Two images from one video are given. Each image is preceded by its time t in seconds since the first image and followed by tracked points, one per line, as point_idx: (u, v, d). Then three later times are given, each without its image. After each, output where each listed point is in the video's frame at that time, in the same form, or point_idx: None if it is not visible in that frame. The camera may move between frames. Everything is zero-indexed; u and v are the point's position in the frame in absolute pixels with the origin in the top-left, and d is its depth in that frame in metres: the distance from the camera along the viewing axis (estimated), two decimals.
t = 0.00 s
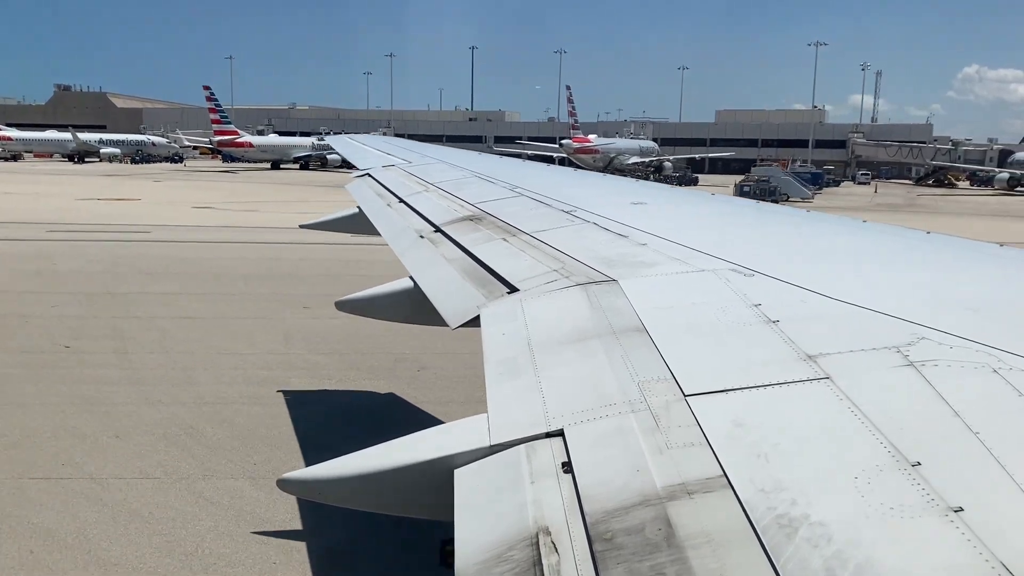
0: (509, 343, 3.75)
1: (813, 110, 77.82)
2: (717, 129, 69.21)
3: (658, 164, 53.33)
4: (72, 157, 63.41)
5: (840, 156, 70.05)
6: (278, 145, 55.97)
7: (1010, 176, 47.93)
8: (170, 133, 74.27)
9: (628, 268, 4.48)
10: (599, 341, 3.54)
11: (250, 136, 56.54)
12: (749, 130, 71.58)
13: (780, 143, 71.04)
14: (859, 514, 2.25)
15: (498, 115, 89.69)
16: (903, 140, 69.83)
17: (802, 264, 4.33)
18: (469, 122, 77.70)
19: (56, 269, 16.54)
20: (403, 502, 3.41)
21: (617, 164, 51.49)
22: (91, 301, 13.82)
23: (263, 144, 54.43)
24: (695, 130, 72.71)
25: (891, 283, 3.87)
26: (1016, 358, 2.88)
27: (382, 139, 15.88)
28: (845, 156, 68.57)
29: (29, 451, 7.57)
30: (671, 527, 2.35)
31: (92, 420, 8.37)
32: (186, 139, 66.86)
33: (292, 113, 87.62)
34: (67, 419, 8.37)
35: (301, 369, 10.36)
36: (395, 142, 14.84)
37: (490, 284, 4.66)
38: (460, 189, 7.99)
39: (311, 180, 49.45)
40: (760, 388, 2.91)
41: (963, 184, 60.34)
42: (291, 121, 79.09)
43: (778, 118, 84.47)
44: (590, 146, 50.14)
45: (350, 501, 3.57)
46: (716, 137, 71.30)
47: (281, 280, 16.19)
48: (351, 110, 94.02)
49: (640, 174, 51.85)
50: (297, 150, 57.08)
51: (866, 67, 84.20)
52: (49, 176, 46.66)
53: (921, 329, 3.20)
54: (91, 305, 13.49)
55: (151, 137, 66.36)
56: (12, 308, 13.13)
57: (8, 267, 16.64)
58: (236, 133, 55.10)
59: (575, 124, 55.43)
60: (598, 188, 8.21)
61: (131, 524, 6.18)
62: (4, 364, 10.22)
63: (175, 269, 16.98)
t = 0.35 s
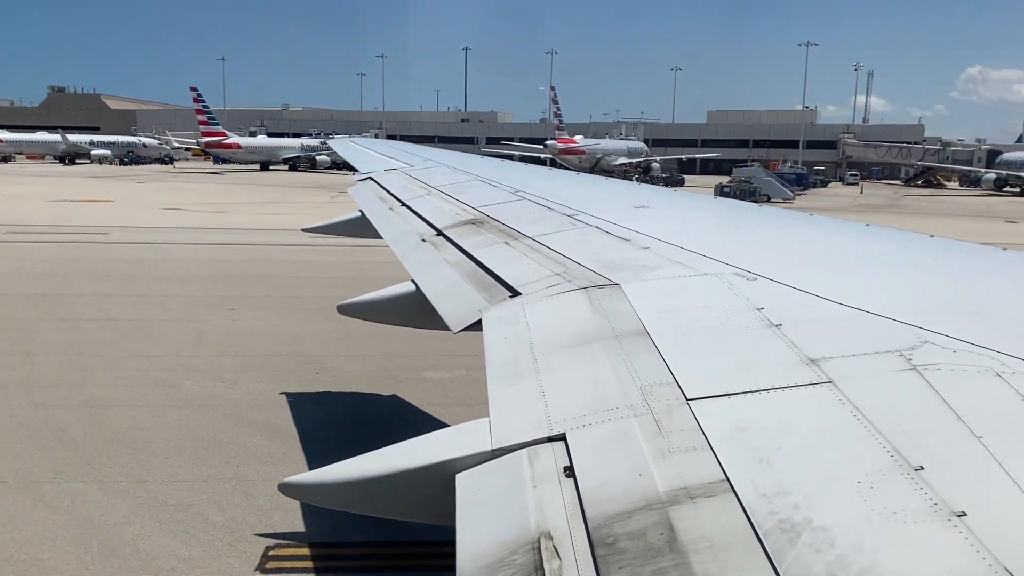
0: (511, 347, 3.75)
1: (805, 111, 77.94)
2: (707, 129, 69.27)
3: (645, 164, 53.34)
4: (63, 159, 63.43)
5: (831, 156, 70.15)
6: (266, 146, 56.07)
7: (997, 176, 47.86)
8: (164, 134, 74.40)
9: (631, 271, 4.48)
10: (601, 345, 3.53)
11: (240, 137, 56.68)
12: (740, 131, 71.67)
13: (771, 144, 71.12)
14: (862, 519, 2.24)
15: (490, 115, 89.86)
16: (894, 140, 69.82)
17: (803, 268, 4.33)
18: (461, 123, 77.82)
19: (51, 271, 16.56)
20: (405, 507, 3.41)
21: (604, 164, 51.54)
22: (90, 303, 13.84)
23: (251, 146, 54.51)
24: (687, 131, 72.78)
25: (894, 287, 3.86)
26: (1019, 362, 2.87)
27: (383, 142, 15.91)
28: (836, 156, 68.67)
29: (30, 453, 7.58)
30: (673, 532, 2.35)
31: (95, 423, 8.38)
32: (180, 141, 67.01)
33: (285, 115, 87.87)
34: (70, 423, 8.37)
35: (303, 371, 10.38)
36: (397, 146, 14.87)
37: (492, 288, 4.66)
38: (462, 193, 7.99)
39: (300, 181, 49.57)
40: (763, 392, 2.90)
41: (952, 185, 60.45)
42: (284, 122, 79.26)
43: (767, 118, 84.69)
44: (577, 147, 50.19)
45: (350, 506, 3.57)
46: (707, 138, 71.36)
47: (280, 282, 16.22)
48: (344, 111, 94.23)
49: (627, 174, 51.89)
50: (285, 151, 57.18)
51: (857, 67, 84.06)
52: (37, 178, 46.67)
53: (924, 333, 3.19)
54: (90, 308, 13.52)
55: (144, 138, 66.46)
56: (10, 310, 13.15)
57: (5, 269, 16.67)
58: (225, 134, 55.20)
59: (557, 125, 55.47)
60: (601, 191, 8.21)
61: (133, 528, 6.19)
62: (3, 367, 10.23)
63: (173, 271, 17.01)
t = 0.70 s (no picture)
0: (516, 352, 3.74)
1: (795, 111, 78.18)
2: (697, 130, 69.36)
3: (632, 165, 53.38)
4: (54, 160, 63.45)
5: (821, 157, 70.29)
6: (255, 146, 56.18)
7: (984, 176, 47.84)
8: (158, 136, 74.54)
9: (635, 275, 4.48)
10: (607, 350, 3.52)
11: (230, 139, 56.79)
12: (731, 132, 71.79)
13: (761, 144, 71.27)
14: (871, 524, 2.23)
15: (480, 116, 90.13)
16: (884, 140, 69.80)
17: (807, 272, 4.32)
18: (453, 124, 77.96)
19: (49, 273, 16.58)
20: (411, 512, 3.40)
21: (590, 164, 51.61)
22: (90, 305, 13.86)
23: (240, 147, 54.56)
24: (678, 131, 72.89)
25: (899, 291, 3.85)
26: None
27: (387, 147, 15.94)
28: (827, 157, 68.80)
29: (31, 456, 7.59)
30: (680, 538, 2.34)
31: (100, 426, 8.39)
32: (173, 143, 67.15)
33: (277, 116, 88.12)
34: (76, 425, 8.38)
35: (307, 373, 10.39)
36: (400, 150, 14.91)
37: (496, 292, 4.66)
38: (466, 197, 8.00)
39: (288, 181, 49.61)
40: (771, 397, 2.89)
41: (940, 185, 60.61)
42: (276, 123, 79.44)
43: (755, 119, 84.99)
44: (562, 147, 50.25)
45: (355, 511, 3.56)
46: (698, 138, 71.46)
47: (280, 284, 16.23)
48: (336, 112, 94.44)
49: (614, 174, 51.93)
50: (275, 152, 57.26)
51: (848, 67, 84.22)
52: (24, 177, 46.70)
53: (930, 338, 3.18)
54: (91, 310, 13.54)
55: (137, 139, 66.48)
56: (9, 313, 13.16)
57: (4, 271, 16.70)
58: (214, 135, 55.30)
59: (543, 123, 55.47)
60: (605, 195, 8.21)
61: (139, 532, 6.20)
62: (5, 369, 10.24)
63: (172, 272, 17.04)
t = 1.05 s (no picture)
0: (523, 351, 3.74)
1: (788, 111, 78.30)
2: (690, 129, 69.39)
3: (623, 164, 53.31)
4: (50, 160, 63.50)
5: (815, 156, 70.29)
6: (248, 146, 56.23)
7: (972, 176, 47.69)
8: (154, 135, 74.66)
9: (642, 275, 4.48)
10: (614, 350, 3.52)
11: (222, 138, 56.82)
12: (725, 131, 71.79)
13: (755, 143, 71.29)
14: (879, 525, 2.22)
15: (475, 115, 90.30)
16: (876, 141, 69.65)
17: (815, 272, 4.31)
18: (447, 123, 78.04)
19: (51, 272, 16.62)
20: (418, 511, 3.40)
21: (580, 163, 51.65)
22: (93, 304, 13.90)
23: (232, 146, 54.62)
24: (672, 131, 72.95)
25: (905, 291, 3.84)
26: None
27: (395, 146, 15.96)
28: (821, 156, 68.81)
29: (35, 455, 7.61)
30: (687, 538, 2.33)
31: (107, 424, 8.42)
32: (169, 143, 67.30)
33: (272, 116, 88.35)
34: (83, 425, 8.41)
35: (313, 372, 10.41)
36: (406, 150, 14.93)
37: (503, 291, 4.67)
38: (472, 197, 8.01)
39: (279, 181, 49.71)
40: (780, 397, 2.88)
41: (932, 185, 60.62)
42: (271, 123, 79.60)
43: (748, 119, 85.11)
44: (551, 146, 50.27)
45: (362, 510, 3.57)
46: (692, 138, 71.46)
47: (283, 283, 16.26)
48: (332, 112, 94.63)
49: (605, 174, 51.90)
50: (267, 151, 57.32)
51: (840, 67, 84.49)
52: (13, 176, 46.67)
53: (939, 337, 3.17)
54: (94, 308, 13.57)
55: (133, 138, 66.56)
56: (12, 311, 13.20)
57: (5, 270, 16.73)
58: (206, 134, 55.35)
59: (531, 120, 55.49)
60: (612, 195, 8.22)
61: (145, 531, 6.21)
62: (8, 369, 10.26)
63: (173, 271, 17.06)
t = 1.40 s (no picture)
0: (529, 348, 3.74)
1: (781, 110, 78.43)
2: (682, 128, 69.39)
3: (613, 164, 53.26)
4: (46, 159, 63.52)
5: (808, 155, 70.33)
6: (240, 146, 56.31)
7: (961, 175, 47.60)
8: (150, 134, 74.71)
9: (648, 272, 4.48)
10: (620, 347, 3.52)
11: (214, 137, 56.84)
12: (718, 130, 71.80)
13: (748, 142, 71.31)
14: (884, 523, 2.22)
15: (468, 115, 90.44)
16: (868, 140, 69.46)
17: (820, 269, 4.30)
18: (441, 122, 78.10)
19: (51, 271, 16.64)
20: (426, 507, 3.40)
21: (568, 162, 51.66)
22: (94, 302, 13.92)
23: (222, 144, 54.53)
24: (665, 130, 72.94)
25: (910, 289, 3.83)
26: None
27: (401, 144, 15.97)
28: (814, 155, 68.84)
29: (39, 451, 7.63)
30: (692, 535, 2.33)
31: (111, 421, 8.43)
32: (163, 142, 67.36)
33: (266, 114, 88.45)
34: (87, 421, 8.42)
35: (317, 370, 10.42)
36: (411, 147, 14.94)
37: (510, 288, 4.67)
38: (478, 194, 8.02)
39: (271, 180, 49.67)
40: (786, 395, 2.88)
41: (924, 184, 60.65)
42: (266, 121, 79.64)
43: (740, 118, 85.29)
44: (538, 146, 50.29)
45: (370, 506, 3.57)
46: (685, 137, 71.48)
47: (286, 282, 16.27)
48: (327, 111, 94.72)
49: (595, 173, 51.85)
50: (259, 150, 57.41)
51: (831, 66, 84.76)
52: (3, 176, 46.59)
53: (945, 335, 3.16)
54: (96, 306, 13.59)
55: (128, 137, 66.51)
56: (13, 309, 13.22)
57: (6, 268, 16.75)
58: (197, 133, 55.41)
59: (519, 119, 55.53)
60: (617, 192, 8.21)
61: (150, 526, 6.22)
62: (10, 366, 10.27)
63: (173, 270, 17.08)
